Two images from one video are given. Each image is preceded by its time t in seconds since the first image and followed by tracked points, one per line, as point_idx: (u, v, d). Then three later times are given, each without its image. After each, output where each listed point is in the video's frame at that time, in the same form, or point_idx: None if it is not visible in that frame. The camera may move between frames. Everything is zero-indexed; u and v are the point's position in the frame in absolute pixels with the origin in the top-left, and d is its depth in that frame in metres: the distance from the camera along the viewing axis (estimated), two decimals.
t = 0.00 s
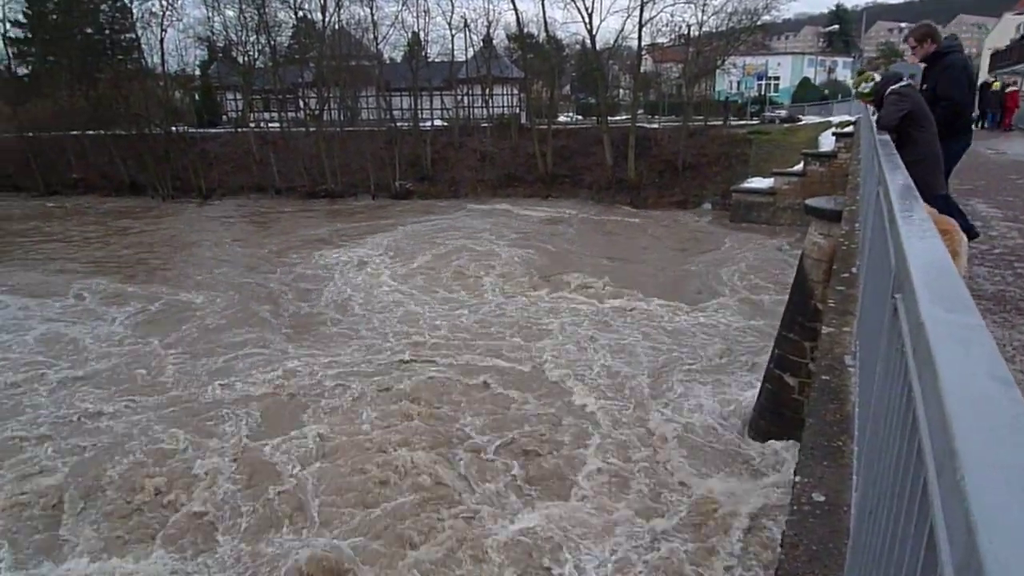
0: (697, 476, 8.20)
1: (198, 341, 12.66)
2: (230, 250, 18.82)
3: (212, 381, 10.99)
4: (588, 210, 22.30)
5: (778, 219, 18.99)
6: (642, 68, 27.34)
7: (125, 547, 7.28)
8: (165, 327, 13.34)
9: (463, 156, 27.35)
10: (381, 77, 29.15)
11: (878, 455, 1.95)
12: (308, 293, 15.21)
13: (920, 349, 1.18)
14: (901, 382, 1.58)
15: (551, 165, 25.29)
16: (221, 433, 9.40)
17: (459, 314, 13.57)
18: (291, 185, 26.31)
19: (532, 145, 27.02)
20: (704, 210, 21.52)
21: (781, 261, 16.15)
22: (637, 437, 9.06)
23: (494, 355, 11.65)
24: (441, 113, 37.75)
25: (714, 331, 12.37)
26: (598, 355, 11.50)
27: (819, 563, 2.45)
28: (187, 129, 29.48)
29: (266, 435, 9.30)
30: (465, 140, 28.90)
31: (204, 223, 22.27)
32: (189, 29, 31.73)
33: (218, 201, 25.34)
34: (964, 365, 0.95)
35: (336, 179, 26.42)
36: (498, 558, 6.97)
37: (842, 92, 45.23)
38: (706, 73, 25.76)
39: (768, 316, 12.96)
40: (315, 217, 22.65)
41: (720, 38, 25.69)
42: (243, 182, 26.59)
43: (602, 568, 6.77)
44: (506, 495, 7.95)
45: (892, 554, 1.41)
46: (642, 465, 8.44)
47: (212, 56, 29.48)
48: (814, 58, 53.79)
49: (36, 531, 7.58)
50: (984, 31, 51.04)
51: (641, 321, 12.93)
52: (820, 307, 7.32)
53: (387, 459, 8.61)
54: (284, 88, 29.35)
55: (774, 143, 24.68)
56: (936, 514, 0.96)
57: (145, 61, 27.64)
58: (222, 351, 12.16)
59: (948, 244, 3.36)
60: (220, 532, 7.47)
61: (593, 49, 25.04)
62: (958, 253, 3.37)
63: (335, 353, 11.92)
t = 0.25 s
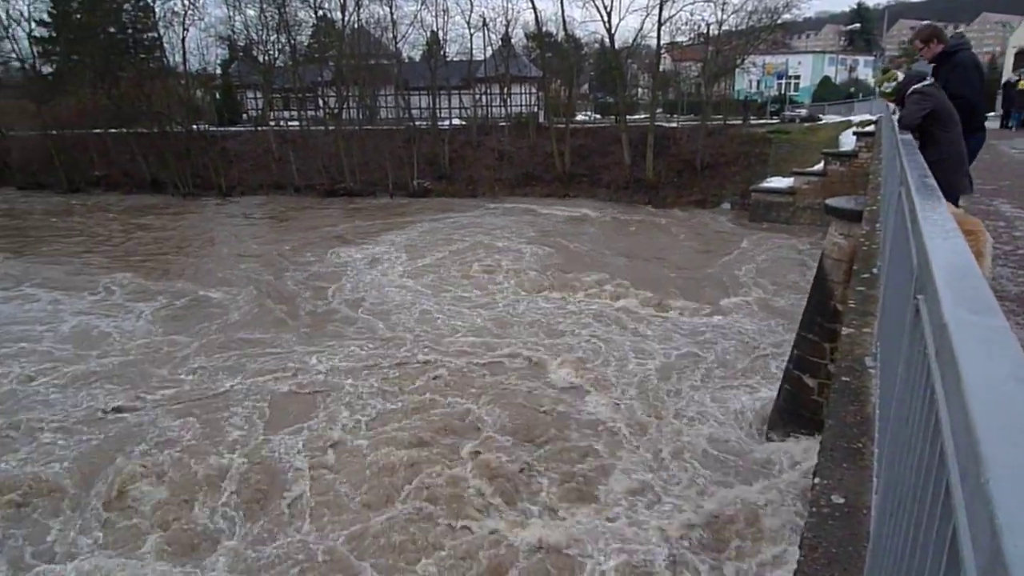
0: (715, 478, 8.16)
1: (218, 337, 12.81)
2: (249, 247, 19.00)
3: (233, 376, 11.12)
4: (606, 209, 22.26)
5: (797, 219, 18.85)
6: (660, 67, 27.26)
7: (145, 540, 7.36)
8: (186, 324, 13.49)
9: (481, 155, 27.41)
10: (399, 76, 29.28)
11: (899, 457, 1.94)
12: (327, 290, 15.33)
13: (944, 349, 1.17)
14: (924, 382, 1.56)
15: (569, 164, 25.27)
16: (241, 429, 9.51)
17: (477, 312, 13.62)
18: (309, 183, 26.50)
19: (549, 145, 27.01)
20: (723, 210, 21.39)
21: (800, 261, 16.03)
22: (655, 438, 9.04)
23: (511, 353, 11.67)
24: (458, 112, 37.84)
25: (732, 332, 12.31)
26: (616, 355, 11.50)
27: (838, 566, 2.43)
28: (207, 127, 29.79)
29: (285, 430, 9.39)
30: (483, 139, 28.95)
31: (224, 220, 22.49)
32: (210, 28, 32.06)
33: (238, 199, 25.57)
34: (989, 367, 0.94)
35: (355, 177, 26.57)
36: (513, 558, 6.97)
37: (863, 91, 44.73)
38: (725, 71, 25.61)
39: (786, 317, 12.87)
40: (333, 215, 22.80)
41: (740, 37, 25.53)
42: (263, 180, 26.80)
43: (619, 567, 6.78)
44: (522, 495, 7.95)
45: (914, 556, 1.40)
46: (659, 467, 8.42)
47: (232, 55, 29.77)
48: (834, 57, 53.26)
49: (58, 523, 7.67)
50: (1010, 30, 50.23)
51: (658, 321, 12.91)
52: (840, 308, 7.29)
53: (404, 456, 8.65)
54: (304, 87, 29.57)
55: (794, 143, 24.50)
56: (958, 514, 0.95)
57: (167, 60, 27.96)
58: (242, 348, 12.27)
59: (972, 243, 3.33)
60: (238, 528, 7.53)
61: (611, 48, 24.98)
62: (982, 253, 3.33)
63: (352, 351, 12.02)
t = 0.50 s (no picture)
0: (730, 480, 8.10)
1: (235, 335, 12.90)
2: (265, 247, 19.11)
3: (250, 374, 11.19)
4: (620, 210, 22.20)
5: (815, 220, 18.72)
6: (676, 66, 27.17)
7: (161, 538, 7.38)
8: (203, 322, 13.57)
9: (495, 155, 27.46)
10: (415, 77, 29.39)
11: (918, 460, 1.92)
12: (342, 290, 15.39)
13: (965, 350, 1.17)
14: (943, 384, 1.55)
15: (584, 164, 25.23)
16: (257, 425, 9.57)
17: (491, 312, 13.64)
18: (325, 183, 26.64)
19: (564, 145, 26.98)
20: (738, 211, 21.27)
21: (817, 262, 15.90)
22: (669, 440, 8.99)
23: (525, 354, 11.66)
24: (473, 112, 37.89)
25: (747, 333, 12.23)
26: (631, 355, 11.47)
27: (856, 568, 2.42)
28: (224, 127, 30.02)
29: (302, 428, 9.46)
30: (498, 140, 28.97)
31: (241, 220, 22.66)
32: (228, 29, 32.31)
33: (254, 199, 25.76)
34: (1010, 368, 0.94)
35: (370, 177, 26.68)
36: (528, 560, 6.95)
37: (882, 90, 44.27)
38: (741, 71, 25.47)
39: (803, 318, 12.76)
40: (349, 215, 22.91)
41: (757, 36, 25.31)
42: (279, 180, 26.96)
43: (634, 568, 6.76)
44: (536, 495, 7.93)
45: (933, 560, 1.40)
46: (674, 469, 8.37)
47: (249, 56, 30.00)
48: (852, 56, 52.78)
49: (77, 519, 7.73)
50: None
51: (674, 321, 12.87)
52: (857, 310, 7.24)
53: (418, 456, 8.66)
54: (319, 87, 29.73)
55: (811, 142, 24.31)
56: (978, 518, 0.95)
57: (185, 60, 28.20)
58: (257, 347, 12.33)
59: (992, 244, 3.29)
60: (253, 527, 7.55)
61: (627, 48, 24.89)
62: (1003, 253, 3.29)
63: (368, 350, 12.06)
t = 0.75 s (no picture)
0: (743, 487, 8.04)
1: (250, 336, 12.98)
2: (279, 249, 19.20)
3: (265, 375, 11.27)
4: (634, 213, 22.12)
5: (830, 223, 18.59)
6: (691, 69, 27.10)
7: (174, 539, 7.42)
8: (217, 324, 13.66)
9: (509, 158, 27.50)
10: (429, 80, 29.50)
11: (936, 466, 1.90)
12: (356, 292, 15.46)
13: (985, 358, 1.15)
14: (961, 390, 1.53)
15: (597, 167, 25.20)
16: (271, 426, 9.63)
17: (505, 315, 13.64)
18: (339, 185, 26.78)
19: (578, 148, 26.97)
20: (753, 214, 21.12)
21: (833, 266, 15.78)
22: (682, 445, 8.93)
23: (537, 357, 11.63)
24: (487, 115, 37.97)
25: (762, 338, 12.13)
26: (645, 359, 11.44)
27: None
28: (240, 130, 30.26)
29: (316, 429, 9.50)
30: (512, 143, 28.99)
31: (256, 222, 22.82)
32: (244, 33, 32.58)
33: (269, 201, 25.94)
34: None
35: (384, 180, 26.78)
36: (539, 565, 6.91)
37: (899, 93, 43.87)
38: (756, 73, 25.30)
39: (818, 322, 12.67)
40: (363, 217, 23.01)
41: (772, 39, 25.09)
42: (294, 183, 27.11)
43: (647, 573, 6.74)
44: (548, 500, 7.90)
45: (953, 569, 1.38)
46: (687, 475, 8.32)
47: (264, 59, 30.24)
48: (868, 58, 52.37)
49: (93, 517, 7.80)
50: None
51: (688, 324, 12.82)
52: (874, 314, 7.17)
53: (430, 459, 8.65)
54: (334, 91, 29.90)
55: (827, 145, 24.14)
56: (998, 526, 0.94)
57: (202, 65, 28.47)
58: (270, 348, 12.38)
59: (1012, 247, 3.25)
60: (265, 528, 7.57)
61: (641, 51, 24.84)
62: None
63: (381, 352, 12.11)
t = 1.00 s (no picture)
0: (758, 492, 7.97)
1: (264, 335, 13.06)
2: (294, 249, 19.30)
3: (279, 373, 11.32)
4: (648, 216, 22.04)
5: (847, 227, 18.44)
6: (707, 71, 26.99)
7: (187, 536, 7.44)
8: (232, 323, 13.74)
9: (522, 160, 27.50)
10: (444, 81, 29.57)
11: (954, 474, 1.86)
12: (369, 291, 15.50)
13: (1004, 363, 1.13)
14: (981, 398, 1.50)
15: (611, 168, 25.14)
16: (284, 424, 9.67)
17: (518, 316, 13.63)
18: (354, 186, 26.90)
19: (592, 150, 26.92)
20: (769, 217, 20.98)
21: (849, 271, 15.65)
22: (696, 449, 8.86)
23: (550, 359, 11.60)
24: (501, 117, 38.00)
25: (777, 342, 12.04)
26: (658, 361, 11.38)
27: None
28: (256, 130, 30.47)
29: (328, 427, 9.53)
30: (526, 144, 28.98)
31: (271, 221, 22.96)
32: (260, 34, 32.81)
33: (284, 201, 26.09)
34: None
35: (398, 181, 26.85)
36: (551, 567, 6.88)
37: (918, 96, 43.42)
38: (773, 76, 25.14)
39: (834, 327, 12.56)
40: (378, 218, 23.09)
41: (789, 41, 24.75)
42: (309, 184, 27.26)
43: None
44: (560, 501, 7.87)
45: None
46: (701, 479, 8.25)
47: (281, 61, 30.44)
48: (887, 61, 51.88)
49: (108, 511, 7.87)
50: None
51: (702, 327, 12.75)
52: (891, 319, 7.10)
53: (443, 459, 8.64)
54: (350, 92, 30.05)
55: (844, 148, 23.93)
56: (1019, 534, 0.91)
57: (219, 66, 28.71)
58: (284, 347, 12.43)
59: None
60: (277, 526, 7.58)
61: (656, 52, 24.74)
62: None
63: (394, 351, 12.14)
